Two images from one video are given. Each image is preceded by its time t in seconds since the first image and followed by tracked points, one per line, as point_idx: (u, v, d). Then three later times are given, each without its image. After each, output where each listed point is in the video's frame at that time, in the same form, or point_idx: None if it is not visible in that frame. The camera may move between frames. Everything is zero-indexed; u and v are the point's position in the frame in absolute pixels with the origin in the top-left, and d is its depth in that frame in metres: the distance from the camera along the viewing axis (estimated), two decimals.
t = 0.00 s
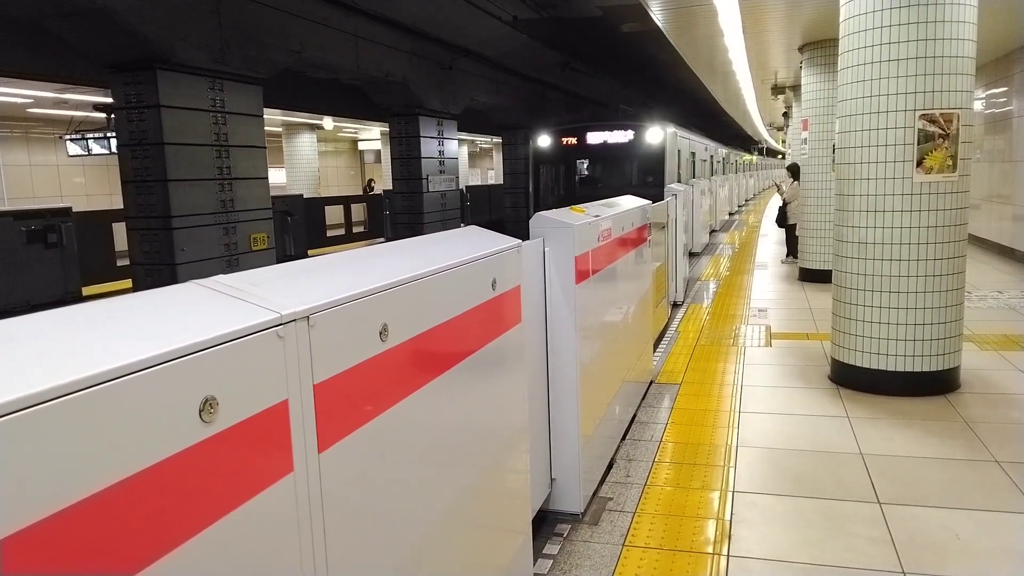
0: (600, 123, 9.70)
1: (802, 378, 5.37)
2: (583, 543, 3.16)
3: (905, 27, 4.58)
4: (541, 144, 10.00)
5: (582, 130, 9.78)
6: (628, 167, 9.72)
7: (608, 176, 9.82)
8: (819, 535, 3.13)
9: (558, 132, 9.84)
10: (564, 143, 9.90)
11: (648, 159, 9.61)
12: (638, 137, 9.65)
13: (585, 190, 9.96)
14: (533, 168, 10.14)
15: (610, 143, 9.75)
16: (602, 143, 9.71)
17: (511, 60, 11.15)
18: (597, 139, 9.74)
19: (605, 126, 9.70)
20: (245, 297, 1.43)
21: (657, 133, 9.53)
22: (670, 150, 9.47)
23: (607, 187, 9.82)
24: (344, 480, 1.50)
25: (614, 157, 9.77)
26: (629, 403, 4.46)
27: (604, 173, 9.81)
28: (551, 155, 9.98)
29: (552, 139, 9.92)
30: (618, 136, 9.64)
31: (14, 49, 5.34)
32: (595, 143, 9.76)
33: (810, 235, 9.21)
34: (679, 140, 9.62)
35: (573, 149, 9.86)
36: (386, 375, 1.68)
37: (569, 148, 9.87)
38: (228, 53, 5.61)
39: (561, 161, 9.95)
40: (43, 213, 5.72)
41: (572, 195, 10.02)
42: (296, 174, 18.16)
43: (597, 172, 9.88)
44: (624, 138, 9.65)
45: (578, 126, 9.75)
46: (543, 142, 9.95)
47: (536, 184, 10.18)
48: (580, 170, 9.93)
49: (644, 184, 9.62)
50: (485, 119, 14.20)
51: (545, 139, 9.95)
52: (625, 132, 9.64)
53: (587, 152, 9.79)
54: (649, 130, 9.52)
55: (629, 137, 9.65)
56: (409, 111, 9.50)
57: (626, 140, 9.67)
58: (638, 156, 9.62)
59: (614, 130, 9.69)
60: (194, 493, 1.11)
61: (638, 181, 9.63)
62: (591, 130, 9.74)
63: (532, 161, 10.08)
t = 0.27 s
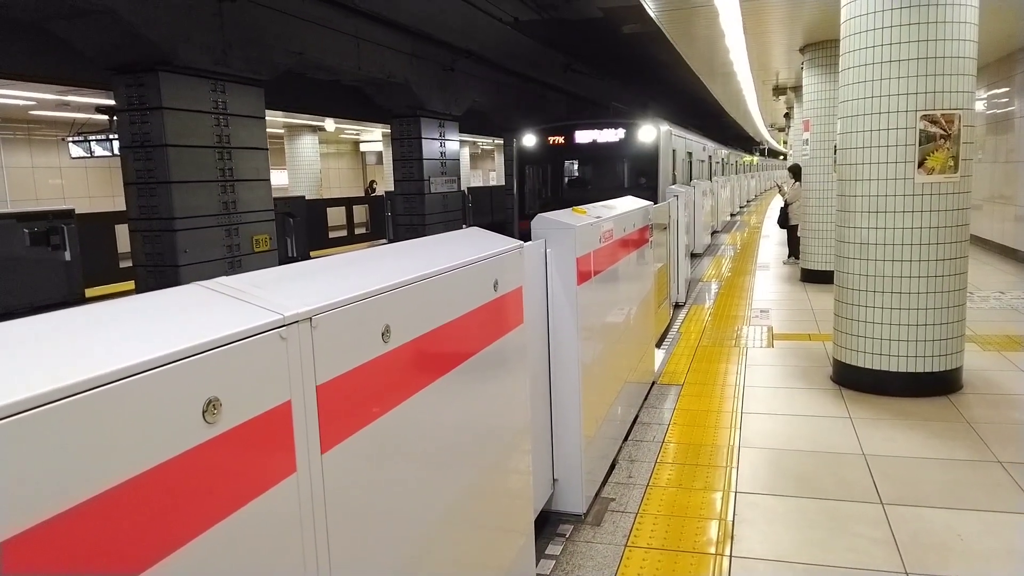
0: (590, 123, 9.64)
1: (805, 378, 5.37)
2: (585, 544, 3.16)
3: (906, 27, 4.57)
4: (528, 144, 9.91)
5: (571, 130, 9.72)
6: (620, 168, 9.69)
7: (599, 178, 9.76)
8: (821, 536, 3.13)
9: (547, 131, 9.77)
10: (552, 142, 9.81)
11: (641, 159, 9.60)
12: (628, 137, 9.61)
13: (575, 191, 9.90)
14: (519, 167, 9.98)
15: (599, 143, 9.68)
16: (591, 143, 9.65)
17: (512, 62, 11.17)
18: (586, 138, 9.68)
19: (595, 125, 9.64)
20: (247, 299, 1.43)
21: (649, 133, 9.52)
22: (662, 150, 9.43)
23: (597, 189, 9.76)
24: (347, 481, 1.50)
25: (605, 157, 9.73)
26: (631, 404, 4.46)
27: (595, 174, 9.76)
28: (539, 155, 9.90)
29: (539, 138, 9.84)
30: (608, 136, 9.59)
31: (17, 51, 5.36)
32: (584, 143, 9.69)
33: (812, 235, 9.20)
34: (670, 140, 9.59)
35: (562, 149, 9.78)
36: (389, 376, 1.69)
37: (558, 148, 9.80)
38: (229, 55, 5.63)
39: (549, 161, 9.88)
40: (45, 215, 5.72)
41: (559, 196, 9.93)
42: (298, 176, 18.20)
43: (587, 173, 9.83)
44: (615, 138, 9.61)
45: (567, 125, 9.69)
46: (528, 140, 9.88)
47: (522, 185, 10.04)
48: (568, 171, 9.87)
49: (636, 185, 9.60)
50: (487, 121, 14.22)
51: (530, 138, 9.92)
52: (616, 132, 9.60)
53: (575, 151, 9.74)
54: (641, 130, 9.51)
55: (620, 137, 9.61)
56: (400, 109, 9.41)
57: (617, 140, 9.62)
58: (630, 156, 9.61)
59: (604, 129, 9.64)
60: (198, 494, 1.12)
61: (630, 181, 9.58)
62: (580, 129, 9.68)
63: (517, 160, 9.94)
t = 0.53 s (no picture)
0: (578, 120, 9.25)
1: (807, 378, 5.36)
2: (587, 544, 3.16)
3: (910, 27, 4.56)
4: (513, 141, 9.58)
5: (559, 127, 9.33)
6: (612, 168, 9.27)
7: (589, 178, 9.35)
8: (823, 536, 3.13)
9: (533, 127, 9.42)
10: (539, 140, 9.46)
11: (633, 158, 9.17)
12: (621, 134, 9.18)
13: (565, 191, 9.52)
14: (504, 167, 9.71)
15: (589, 140, 9.27)
16: (580, 140, 9.25)
17: (514, 61, 11.17)
18: (574, 135, 9.30)
19: (584, 122, 9.24)
20: (249, 298, 1.43)
21: (642, 130, 9.06)
22: (654, 148, 8.98)
23: (587, 189, 9.36)
24: (350, 480, 1.50)
25: (596, 156, 9.31)
26: (633, 404, 4.46)
27: (585, 174, 9.36)
28: (526, 154, 9.55)
29: (525, 135, 9.49)
30: (598, 132, 9.18)
31: (19, 50, 5.36)
32: (573, 140, 9.30)
33: (814, 235, 9.19)
34: (664, 137, 9.13)
35: (549, 147, 9.41)
36: (391, 376, 1.68)
37: (546, 146, 9.44)
38: (231, 55, 5.63)
39: (536, 160, 9.52)
40: (45, 213, 5.69)
41: (547, 196, 9.56)
42: (300, 174, 18.21)
43: (577, 172, 9.44)
44: (606, 135, 9.19)
45: (555, 121, 9.31)
46: (513, 137, 9.55)
47: (509, 185, 9.73)
48: (557, 170, 9.49)
49: (629, 186, 9.18)
50: (489, 120, 14.22)
51: (516, 135, 9.57)
52: (605, 129, 9.18)
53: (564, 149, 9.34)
54: (633, 127, 9.08)
55: (612, 133, 9.19)
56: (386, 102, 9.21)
57: (607, 137, 9.20)
58: (622, 154, 9.19)
59: (594, 125, 9.21)
60: (199, 494, 1.11)
61: (622, 181, 9.17)
62: (568, 126, 9.30)
63: (502, 159, 9.66)
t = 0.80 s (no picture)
0: (564, 119, 8.46)
1: (806, 381, 5.36)
2: (587, 547, 3.16)
3: (909, 30, 4.57)
4: (494, 141, 8.71)
5: (543, 126, 8.51)
6: (600, 171, 8.46)
7: (577, 181, 8.55)
8: (823, 539, 3.12)
9: (515, 127, 8.59)
10: (522, 140, 8.63)
11: (623, 161, 8.40)
12: (609, 135, 8.39)
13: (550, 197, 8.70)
14: (484, 169, 8.85)
15: (575, 142, 8.49)
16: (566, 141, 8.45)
17: (514, 64, 11.19)
18: (560, 136, 8.49)
19: (570, 121, 8.44)
20: (247, 302, 1.43)
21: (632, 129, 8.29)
22: (645, 150, 8.22)
23: (574, 195, 8.59)
24: (349, 483, 1.50)
25: (583, 158, 8.51)
26: (633, 406, 4.46)
27: (572, 178, 8.55)
28: (507, 155, 8.70)
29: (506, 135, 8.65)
30: (585, 133, 8.39)
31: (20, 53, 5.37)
32: (558, 141, 8.49)
33: (814, 237, 9.19)
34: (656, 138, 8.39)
35: (533, 148, 8.57)
36: (391, 379, 1.69)
37: (529, 147, 8.59)
38: (231, 58, 5.64)
39: (518, 162, 8.66)
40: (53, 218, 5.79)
41: (530, 203, 8.73)
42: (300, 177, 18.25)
43: (563, 175, 8.62)
44: (593, 136, 8.39)
45: (539, 120, 8.48)
46: (494, 138, 8.68)
47: (488, 189, 8.87)
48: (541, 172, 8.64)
49: (619, 191, 8.37)
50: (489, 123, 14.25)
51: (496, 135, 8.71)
52: (593, 129, 8.38)
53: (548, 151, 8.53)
54: (622, 127, 8.30)
55: (600, 134, 8.40)
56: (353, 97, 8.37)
57: (595, 138, 8.41)
58: (612, 156, 8.39)
59: (581, 125, 8.43)
60: (199, 497, 1.11)
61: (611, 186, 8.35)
62: (553, 126, 8.48)
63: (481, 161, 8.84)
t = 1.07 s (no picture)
0: (547, 118, 7.69)
1: (806, 384, 5.36)
2: (587, 551, 3.15)
3: (907, 32, 4.57)
4: (472, 143, 7.94)
5: (524, 126, 7.75)
6: (587, 174, 7.68)
7: (562, 185, 7.77)
8: (823, 542, 3.12)
9: (493, 127, 7.83)
10: (501, 141, 7.86)
11: (612, 162, 7.63)
12: (596, 135, 7.61)
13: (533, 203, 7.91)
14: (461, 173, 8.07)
15: (559, 142, 7.71)
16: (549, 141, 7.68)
17: (512, 67, 11.20)
18: (542, 137, 7.73)
19: (552, 120, 7.68)
20: (244, 306, 1.43)
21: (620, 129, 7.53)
22: (633, 150, 7.48)
23: (560, 200, 7.82)
24: (348, 487, 1.50)
25: (569, 160, 7.74)
26: (632, 409, 4.45)
27: (557, 182, 7.77)
28: (486, 158, 7.91)
29: (484, 136, 7.88)
30: (569, 132, 7.62)
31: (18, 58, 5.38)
32: (540, 141, 7.71)
33: (813, 240, 9.20)
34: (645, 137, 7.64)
35: (514, 149, 7.79)
36: (390, 384, 1.69)
37: (509, 148, 7.82)
38: (230, 62, 5.64)
39: (497, 165, 7.87)
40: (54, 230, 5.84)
41: (511, 209, 7.96)
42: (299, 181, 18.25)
43: (548, 179, 7.83)
44: (579, 136, 7.62)
45: (519, 119, 7.71)
46: (472, 139, 7.92)
47: (467, 196, 8.10)
48: (523, 176, 7.86)
49: (607, 196, 7.60)
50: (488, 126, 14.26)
51: (474, 136, 7.95)
52: (578, 129, 7.62)
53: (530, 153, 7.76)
54: (609, 126, 7.54)
55: (585, 134, 7.64)
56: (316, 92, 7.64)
57: (580, 139, 7.64)
58: (600, 158, 7.61)
59: (565, 124, 7.65)
60: (197, 503, 1.11)
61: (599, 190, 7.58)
62: (535, 125, 7.71)
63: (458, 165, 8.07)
